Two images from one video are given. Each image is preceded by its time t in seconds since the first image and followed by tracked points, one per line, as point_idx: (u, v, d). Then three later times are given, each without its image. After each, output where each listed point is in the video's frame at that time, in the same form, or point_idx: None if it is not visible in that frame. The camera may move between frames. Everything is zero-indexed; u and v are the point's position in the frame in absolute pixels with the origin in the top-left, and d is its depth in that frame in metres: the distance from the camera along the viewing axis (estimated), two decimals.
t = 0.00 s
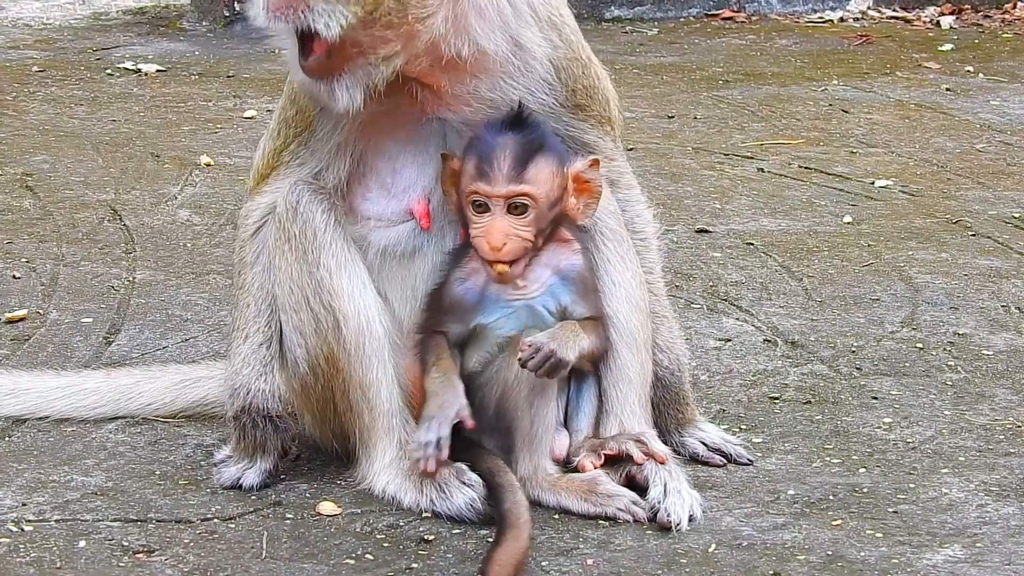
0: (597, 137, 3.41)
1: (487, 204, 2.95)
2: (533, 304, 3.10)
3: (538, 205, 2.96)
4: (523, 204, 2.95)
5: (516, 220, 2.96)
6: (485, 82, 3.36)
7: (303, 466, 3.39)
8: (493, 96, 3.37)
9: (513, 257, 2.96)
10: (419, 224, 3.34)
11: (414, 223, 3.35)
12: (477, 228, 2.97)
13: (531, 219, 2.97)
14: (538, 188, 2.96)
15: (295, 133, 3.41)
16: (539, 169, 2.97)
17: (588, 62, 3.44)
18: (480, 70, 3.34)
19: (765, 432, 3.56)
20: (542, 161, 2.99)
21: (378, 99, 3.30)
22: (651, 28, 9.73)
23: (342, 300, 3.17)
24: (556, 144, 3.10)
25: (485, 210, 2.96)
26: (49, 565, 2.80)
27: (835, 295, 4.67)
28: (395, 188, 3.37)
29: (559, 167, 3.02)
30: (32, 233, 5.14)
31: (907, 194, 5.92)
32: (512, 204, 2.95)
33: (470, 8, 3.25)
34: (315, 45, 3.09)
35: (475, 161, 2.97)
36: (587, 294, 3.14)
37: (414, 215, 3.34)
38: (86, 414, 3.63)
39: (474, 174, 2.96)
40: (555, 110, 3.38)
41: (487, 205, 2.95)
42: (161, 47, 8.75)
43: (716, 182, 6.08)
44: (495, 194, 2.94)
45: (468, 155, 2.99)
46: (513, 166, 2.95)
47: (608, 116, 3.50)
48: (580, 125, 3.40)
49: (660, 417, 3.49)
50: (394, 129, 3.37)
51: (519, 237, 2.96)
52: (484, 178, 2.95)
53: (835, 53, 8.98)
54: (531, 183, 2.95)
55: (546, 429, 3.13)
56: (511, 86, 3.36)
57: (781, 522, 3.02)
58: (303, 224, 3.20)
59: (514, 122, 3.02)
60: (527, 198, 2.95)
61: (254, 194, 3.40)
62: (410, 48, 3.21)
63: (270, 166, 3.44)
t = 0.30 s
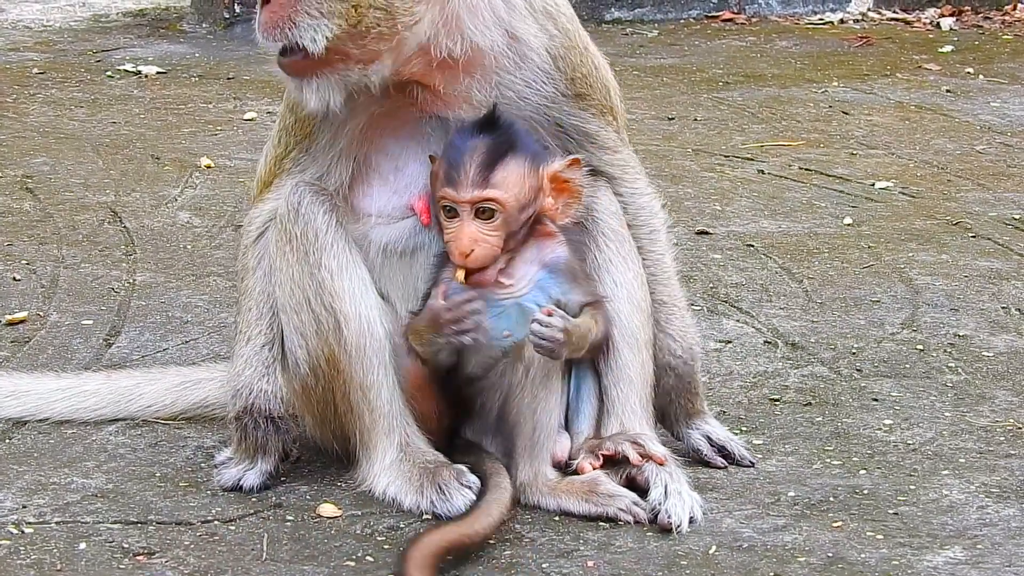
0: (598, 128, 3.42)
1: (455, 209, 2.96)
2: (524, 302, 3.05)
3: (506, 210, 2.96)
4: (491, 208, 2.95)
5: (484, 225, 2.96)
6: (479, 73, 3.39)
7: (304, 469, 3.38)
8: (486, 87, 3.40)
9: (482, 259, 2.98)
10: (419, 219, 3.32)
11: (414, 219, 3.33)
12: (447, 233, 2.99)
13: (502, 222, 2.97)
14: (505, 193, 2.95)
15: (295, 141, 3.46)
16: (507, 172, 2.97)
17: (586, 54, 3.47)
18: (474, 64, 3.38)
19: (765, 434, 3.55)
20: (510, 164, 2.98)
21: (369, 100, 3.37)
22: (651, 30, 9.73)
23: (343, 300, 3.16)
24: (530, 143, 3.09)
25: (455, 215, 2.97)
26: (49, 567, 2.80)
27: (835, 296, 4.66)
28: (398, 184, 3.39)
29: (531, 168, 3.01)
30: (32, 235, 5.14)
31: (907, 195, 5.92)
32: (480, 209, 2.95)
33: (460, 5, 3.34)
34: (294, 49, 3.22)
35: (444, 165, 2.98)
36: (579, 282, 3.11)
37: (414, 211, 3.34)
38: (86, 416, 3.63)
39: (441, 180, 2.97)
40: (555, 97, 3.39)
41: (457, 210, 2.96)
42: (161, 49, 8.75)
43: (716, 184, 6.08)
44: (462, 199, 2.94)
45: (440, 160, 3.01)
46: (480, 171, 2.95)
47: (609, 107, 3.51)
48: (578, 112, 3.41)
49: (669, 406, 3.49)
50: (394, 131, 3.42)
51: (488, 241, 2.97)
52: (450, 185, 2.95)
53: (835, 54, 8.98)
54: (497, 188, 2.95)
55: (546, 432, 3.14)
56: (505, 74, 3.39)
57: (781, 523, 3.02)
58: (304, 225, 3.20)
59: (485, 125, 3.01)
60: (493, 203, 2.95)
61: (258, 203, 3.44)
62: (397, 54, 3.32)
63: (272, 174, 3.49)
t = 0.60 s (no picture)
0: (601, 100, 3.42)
1: (472, 221, 2.95)
2: (527, 307, 3.05)
3: (523, 221, 2.96)
4: (508, 220, 2.95)
5: (502, 237, 2.96)
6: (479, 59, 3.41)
7: (303, 471, 3.38)
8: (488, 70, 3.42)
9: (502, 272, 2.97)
10: (417, 216, 3.32)
11: (413, 216, 3.33)
12: (464, 246, 2.98)
13: (518, 234, 2.97)
14: (522, 204, 2.95)
15: (293, 143, 3.47)
16: (523, 183, 2.96)
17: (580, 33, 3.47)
18: (476, 46, 3.39)
19: (764, 435, 3.55)
20: (524, 174, 2.98)
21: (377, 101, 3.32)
22: (649, 31, 9.73)
23: (341, 301, 3.16)
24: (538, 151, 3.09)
25: (471, 227, 2.97)
26: (48, 569, 2.80)
27: (834, 297, 4.67)
28: (398, 182, 3.39)
29: (544, 177, 3.02)
30: (31, 237, 5.14)
31: (905, 196, 5.92)
32: (497, 221, 2.95)
33: None
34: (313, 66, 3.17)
35: (457, 176, 2.97)
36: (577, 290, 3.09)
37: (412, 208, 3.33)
38: (86, 418, 3.63)
39: (456, 193, 2.96)
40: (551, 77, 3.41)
41: (473, 222, 2.96)
42: (160, 51, 8.75)
43: (715, 185, 6.08)
44: (479, 211, 2.94)
45: (451, 168, 2.99)
46: (496, 181, 2.94)
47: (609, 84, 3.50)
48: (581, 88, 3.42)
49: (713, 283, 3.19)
50: (393, 132, 3.40)
51: (507, 253, 2.97)
52: (467, 198, 2.94)
53: (834, 55, 8.98)
54: (515, 199, 2.94)
55: (546, 432, 3.14)
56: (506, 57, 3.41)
57: (780, 524, 3.02)
58: (302, 227, 3.19)
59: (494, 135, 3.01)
60: (510, 215, 2.94)
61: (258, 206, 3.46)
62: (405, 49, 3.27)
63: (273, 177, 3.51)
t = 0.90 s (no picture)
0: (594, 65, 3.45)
1: (498, 223, 2.95)
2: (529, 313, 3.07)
3: (545, 217, 2.97)
4: (534, 219, 2.96)
5: (528, 237, 2.96)
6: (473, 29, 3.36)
7: (302, 473, 3.38)
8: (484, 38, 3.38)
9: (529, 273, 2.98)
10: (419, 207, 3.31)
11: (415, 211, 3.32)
12: (490, 248, 2.96)
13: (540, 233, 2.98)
14: (544, 201, 2.96)
15: (294, 140, 3.48)
16: (542, 182, 2.97)
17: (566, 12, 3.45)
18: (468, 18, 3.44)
19: (764, 437, 3.55)
20: (541, 173, 2.98)
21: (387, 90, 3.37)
22: (648, 32, 9.74)
23: (339, 304, 3.16)
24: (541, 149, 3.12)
25: (496, 229, 2.95)
26: (48, 571, 2.80)
27: (834, 299, 4.67)
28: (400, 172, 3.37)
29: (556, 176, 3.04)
30: (31, 239, 5.14)
31: (905, 197, 5.92)
32: (523, 221, 2.95)
33: None
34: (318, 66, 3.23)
35: (480, 178, 2.95)
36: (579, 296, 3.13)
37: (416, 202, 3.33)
38: (85, 420, 3.63)
39: (481, 195, 2.94)
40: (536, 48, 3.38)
41: (498, 224, 2.95)
42: (159, 53, 8.76)
43: (715, 186, 6.08)
44: (507, 210, 2.93)
45: (467, 173, 2.97)
46: (519, 181, 2.94)
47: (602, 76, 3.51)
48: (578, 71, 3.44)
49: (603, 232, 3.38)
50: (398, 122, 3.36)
51: (533, 253, 2.97)
52: (494, 199, 2.93)
53: (833, 56, 8.98)
54: (540, 197, 2.96)
55: (546, 434, 3.14)
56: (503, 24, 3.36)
57: (780, 526, 3.02)
58: (301, 229, 3.19)
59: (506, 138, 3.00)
60: (536, 214, 2.95)
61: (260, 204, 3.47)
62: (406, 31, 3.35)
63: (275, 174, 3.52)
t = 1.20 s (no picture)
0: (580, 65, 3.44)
1: (490, 230, 2.95)
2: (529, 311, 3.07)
3: (539, 226, 2.98)
4: (525, 227, 2.96)
5: (518, 244, 2.97)
6: (451, 22, 3.32)
7: (303, 475, 3.38)
8: (465, 33, 3.33)
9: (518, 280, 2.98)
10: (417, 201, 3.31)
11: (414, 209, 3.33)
12: (481, 254, 2.97)
13: (532, 240, 2.98)
14: (537, 210, 2.96)
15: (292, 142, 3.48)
16: (537, 190, 2.97)
17: (553, 9, 3.44)
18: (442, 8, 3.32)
19: (764, 438, 3.55)
20: (537, 181, 2.98)
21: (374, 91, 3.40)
22: (648, 35, 9.74)
23: (337, 305, 3.16)
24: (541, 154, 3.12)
25: (488, 235, 2.96)
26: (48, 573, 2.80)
27: (834, 300, 4.67)
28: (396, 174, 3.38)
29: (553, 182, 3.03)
30: (31, 241, 5.14)
31: (905, 199, 5.93)
32: (516, 228, 2.95)
33: None
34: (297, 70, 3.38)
35: (473, 184, 2.96)
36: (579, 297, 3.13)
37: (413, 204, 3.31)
38: (86, 422, 3.63)
39: (474, 201, 2.95)
40: (519, 45, 3.33)
41: (490, 230, 2.95)
42: (158, 55, 8.76)
43: (715, 188, 6.08)
44: (498, 218, 2.93)
45: (462, 178, 2.98)
46: (514, 190, 2.94)
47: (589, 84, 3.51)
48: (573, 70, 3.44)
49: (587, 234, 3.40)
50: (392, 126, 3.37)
51: (524, 261, 2.98)
52: (486, 205, 2.94)
53: (833, 58, 8.98)
54: (533, 206, 2.96)
55: (547, 436, 3.12)
56: (484, 17, 3.32)
57: (781, 527, 3.02)
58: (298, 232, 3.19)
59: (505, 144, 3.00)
60: (527, 222, 2.95)
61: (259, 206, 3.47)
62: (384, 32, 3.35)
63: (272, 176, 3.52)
